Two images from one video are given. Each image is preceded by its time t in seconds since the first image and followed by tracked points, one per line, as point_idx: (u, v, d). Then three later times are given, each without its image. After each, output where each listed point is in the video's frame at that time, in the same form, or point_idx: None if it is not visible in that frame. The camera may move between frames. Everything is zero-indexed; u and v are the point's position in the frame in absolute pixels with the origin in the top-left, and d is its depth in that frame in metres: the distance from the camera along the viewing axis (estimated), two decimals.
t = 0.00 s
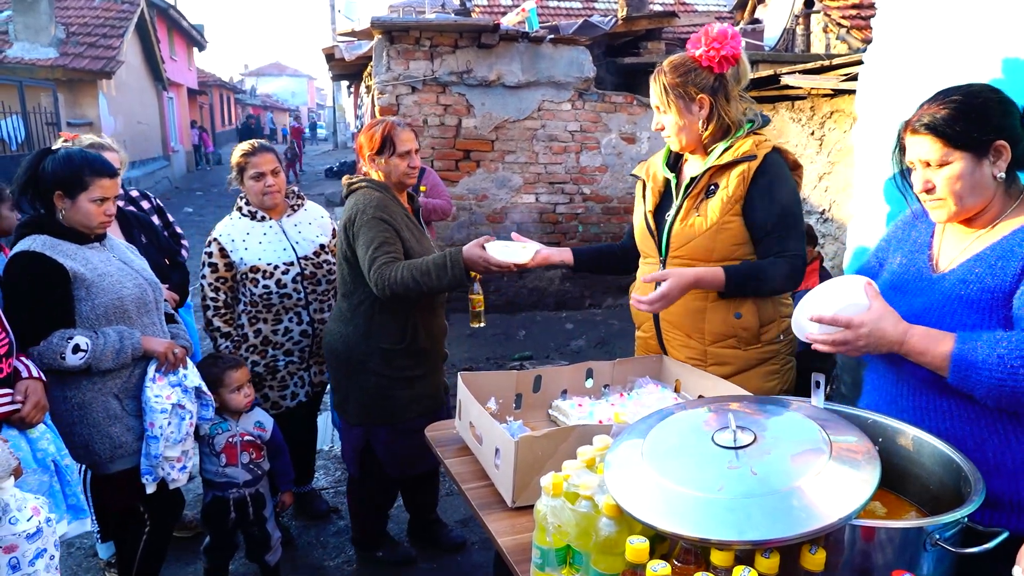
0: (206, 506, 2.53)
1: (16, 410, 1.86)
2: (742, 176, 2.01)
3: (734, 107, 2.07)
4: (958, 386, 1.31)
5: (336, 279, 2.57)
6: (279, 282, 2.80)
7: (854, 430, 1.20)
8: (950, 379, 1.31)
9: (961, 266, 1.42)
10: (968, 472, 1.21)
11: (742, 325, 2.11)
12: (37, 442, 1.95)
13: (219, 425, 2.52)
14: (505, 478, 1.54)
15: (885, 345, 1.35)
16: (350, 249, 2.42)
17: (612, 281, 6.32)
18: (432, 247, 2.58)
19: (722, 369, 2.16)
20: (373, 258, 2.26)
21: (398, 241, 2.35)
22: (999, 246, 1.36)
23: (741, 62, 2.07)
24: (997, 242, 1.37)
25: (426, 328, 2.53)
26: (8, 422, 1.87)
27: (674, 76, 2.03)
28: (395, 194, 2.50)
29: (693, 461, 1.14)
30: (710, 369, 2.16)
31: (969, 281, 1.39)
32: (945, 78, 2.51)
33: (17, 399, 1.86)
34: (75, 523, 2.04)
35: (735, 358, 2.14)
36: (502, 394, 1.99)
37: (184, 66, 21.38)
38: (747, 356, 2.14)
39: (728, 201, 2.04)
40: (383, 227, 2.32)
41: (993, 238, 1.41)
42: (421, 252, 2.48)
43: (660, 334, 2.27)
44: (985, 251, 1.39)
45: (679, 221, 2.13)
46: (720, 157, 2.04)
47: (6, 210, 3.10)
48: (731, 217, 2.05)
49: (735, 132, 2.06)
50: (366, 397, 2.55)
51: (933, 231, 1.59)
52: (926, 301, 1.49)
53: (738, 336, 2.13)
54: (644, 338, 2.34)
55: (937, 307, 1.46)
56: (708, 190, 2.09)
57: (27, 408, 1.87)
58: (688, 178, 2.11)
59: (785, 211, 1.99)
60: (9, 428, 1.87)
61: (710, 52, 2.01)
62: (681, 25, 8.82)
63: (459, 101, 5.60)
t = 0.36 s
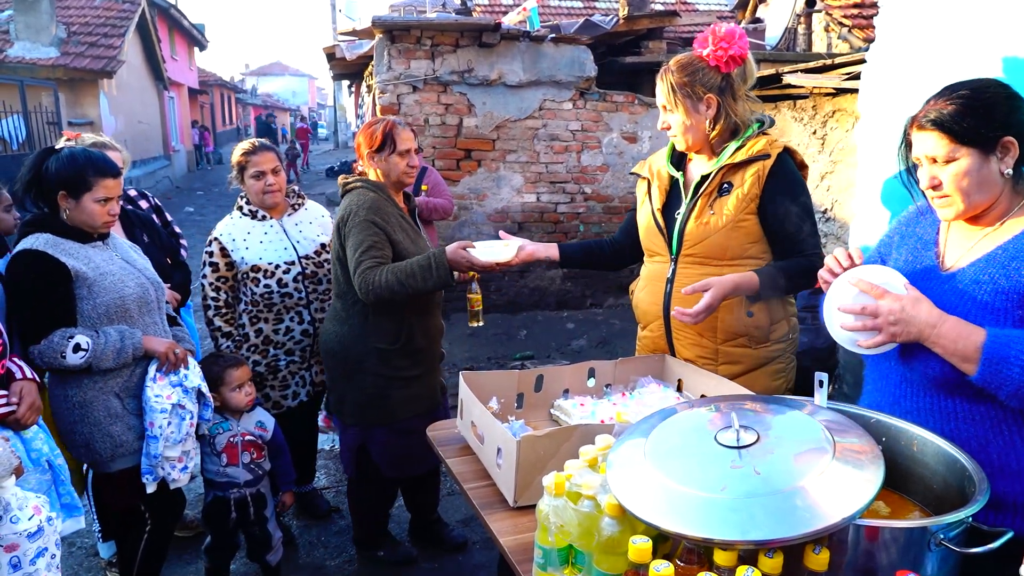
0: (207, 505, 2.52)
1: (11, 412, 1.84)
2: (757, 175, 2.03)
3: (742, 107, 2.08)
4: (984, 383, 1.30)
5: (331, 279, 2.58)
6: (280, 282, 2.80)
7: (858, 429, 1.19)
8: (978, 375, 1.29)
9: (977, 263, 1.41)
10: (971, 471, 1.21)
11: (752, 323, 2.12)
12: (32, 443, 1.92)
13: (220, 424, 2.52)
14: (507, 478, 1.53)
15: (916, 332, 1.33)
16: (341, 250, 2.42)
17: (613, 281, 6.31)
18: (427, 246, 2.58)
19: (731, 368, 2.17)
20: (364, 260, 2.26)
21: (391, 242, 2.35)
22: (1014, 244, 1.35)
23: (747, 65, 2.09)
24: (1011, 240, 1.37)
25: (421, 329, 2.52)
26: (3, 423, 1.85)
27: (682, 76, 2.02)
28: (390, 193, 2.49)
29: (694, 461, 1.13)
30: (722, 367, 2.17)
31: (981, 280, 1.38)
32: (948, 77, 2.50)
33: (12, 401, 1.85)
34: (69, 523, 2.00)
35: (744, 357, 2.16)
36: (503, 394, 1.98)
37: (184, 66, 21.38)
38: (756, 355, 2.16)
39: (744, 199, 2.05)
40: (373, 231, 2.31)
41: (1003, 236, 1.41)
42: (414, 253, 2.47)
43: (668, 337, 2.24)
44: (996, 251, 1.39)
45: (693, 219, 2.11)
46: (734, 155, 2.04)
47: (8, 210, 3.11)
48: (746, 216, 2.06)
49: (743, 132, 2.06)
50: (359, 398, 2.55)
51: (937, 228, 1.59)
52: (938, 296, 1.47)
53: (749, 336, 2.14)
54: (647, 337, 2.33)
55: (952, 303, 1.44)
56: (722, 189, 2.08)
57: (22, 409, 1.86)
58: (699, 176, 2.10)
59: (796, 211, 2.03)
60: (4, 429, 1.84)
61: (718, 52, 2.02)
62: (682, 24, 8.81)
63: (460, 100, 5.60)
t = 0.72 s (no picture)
0: (209, 504, 2.52)
1: (11, 413, 1.84)
2: (761, 176, 2.03)
3: (754, 110, 2.08)
4: (990, 382, 1.29)
5: (330, 279, 2.58)
6: (282, 282, 2.80)
7: (861, 429, 1.19)
8: (984, 372, 1.29)
9: (982, 261, 1.40)
10: (978, 471, 1.21)
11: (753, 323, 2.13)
12: (32, 444, 1.92)
13: (222, 422, 2.52)
14: (509, 477, 1.53)
15: (922, 329, 1.33)
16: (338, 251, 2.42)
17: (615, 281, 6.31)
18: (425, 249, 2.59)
19: (731, 369, 2.17)
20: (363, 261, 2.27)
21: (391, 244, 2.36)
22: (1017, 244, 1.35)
23: (763, 73, 2.10)
24: (1013, 240, 1.37)
25: (417, 332, 2.52)
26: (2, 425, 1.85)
27: (701, 74, 2.02)
28: (392, 195, 2.49)
29: (695, 461, 1.13)
30: (722, 367, 2.17)
31: (985, 279, 1.38)
32: (949, 79, 2.50)
33: (12, 403, 1.85)
34: (68, 525, 2.00)
35: (744, 358, 2.16)
36: (505, 394, 1.98)
37: (185, 66, 21.39)
38: (757, 356, 2.16)
39: (748, 201, 2.04)
40: (374, 232, 2.32)
41: (1004, 236, 1.41)
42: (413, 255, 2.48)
43: (669, 337, 2.23)
44: (999, 250, 1.38)
45: (696, 219, 2.10)
46: (739, 157, 2.03)
47: (10, 210, 3.11)
48: (749, 217, 2.06)
49: (751, 134, 2.06)
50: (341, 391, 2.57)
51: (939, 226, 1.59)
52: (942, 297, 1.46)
53: (750, 335, 2.14)
54: (647, 336, 2.33)
55: (954, 301, 1.44)
56: (727, 189, 2.07)
57: (23, 411, 1.86)
58: (704, 176, 2.10)
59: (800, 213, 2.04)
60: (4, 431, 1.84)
61: (739, 55, 2.03)
62: (684, 24, 8.80)
63: (462, 100, 5.60)
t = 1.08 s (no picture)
0: (211, 504, 2.52)
1: (15, 413, 1.84)
2: (765, 180, 2.03)
3: (756, 113, 2.09)
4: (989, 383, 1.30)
5: (340, 275, 2.53)
6: (281, 282, 2.80)
7: (862, 430, 1.20)
8: (983, 375, 1.29)
9: (981, 263, 1.41)
10: (977, 471, 1.21)
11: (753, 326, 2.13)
12: (37, 444, 1.93)
13: (225, 422, 2.52)
14: (510, 477, 1.54)
15: (921, 333, 1.34)
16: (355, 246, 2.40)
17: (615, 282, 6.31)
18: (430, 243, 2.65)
19: (730, 370, 2.18)
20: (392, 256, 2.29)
21: (412, 240, 2.39)
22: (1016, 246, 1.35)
23: (769, 78, 2.11)
24: (1014, 241, 1.37)
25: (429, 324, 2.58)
26: (7, 425, 1.86)
27: (705, 74, 2.02)
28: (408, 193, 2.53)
29: (696, 461, 1.13)
30: (719, 369, 2.17)
31: (985, 281, 1.38)
32: (949, 80, 2.50)
33: (16, 403, 1.86)
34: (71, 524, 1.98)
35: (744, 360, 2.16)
36: (506, 394, 1.98)
37: (186, 66, 21.41)
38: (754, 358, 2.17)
39: (751, 205, 2.04)
40: (399, 228, 2.34)
41: (1004, 238, 1.41)
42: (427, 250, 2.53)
43: (668, 337, 2.24)
44: (999, 251, 1.39)
45: (699, 221, 2.10)
46: (742, 160, 2.03)
47: (11, 211, 3.11)
48: (750, 221, 2.06)
49: (754, 137, 2.07)
50: (353, 389, 2.54)
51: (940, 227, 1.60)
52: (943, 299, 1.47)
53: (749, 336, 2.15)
54: (647, 336, 2.33)
55: (954, 303, 1.44)
56: (729, 193, 2.08)
57: (27, 411, 1.86)
58: (706, 179, 2.10)
59: (801, 216, 2.04)
60: (7, 431, 1.85)
61: (745, 58, 2.03)
62: (684, 24, 8.81)
63: (463, 101, 5.61)
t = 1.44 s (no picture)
0: (210, 503, 2.53)
1: (17, 413, 1.85)
2: (766, 184, 2.04)
3: (756, 116, 2.09)
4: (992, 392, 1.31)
5: (369, 271, 2.61)
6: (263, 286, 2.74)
7: (859, 430, 1.20)
8: (986, 386, 1.30)
9: (979, 267, 1.41)
10: (974, 470, 1.21)
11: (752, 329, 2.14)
12: (38, 443, 1.93)
13: (225, 421, 2.53)
14: (509, 477, 1.54)
15: (925, 348, 1.32)
16: (393, 241, 2.54)
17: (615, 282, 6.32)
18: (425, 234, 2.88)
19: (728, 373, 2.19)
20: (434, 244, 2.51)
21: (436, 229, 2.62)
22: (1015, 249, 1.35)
23: (769, 81, 2.12)
24: (1013, 242, 1.37)
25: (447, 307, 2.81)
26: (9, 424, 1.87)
27: (705, 75, 2.03)
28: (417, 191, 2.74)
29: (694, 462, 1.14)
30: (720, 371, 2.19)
31: (985, 284, 1.39)
32: (949, 81, 2.51)
33: (19, 403, 1.87)
34: (72, 523, 1.97)
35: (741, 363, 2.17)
36: (506, 395, 1.99)
37: (186, 66, 21.42)
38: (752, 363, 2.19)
39: (752, 208, 2.05)
40: (429, 218, 2.57)
41: (1002, 239, 1.41)
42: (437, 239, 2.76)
43: (667, 337, 2.24)
44: (999, 252, 1.39)
45: (701, 224, 2.11)
46: (744, 163, 2.04)
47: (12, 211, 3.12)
48: (750, 224, 2.06)
49: (754, 141, 2.08)
50: (379, 383, 2.65)
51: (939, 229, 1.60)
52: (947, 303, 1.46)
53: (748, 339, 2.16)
54: (646, 337, 2.33)
55: (954, 308, 1.44)
56: (731, 196, 2.08)
57: (29, 411, 1.88)
58: (707, 183, 2.11)
59: (801, 220, 2.05)
60: (10, 431, 1.85)
61: (745, 60, 2.04)
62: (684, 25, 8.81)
63: (463, 101, 5.61)
